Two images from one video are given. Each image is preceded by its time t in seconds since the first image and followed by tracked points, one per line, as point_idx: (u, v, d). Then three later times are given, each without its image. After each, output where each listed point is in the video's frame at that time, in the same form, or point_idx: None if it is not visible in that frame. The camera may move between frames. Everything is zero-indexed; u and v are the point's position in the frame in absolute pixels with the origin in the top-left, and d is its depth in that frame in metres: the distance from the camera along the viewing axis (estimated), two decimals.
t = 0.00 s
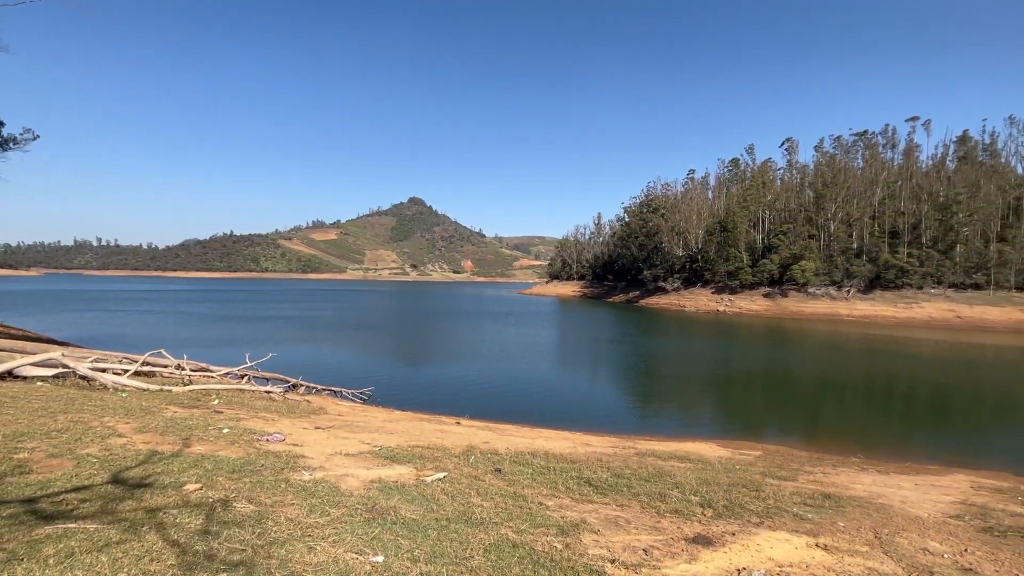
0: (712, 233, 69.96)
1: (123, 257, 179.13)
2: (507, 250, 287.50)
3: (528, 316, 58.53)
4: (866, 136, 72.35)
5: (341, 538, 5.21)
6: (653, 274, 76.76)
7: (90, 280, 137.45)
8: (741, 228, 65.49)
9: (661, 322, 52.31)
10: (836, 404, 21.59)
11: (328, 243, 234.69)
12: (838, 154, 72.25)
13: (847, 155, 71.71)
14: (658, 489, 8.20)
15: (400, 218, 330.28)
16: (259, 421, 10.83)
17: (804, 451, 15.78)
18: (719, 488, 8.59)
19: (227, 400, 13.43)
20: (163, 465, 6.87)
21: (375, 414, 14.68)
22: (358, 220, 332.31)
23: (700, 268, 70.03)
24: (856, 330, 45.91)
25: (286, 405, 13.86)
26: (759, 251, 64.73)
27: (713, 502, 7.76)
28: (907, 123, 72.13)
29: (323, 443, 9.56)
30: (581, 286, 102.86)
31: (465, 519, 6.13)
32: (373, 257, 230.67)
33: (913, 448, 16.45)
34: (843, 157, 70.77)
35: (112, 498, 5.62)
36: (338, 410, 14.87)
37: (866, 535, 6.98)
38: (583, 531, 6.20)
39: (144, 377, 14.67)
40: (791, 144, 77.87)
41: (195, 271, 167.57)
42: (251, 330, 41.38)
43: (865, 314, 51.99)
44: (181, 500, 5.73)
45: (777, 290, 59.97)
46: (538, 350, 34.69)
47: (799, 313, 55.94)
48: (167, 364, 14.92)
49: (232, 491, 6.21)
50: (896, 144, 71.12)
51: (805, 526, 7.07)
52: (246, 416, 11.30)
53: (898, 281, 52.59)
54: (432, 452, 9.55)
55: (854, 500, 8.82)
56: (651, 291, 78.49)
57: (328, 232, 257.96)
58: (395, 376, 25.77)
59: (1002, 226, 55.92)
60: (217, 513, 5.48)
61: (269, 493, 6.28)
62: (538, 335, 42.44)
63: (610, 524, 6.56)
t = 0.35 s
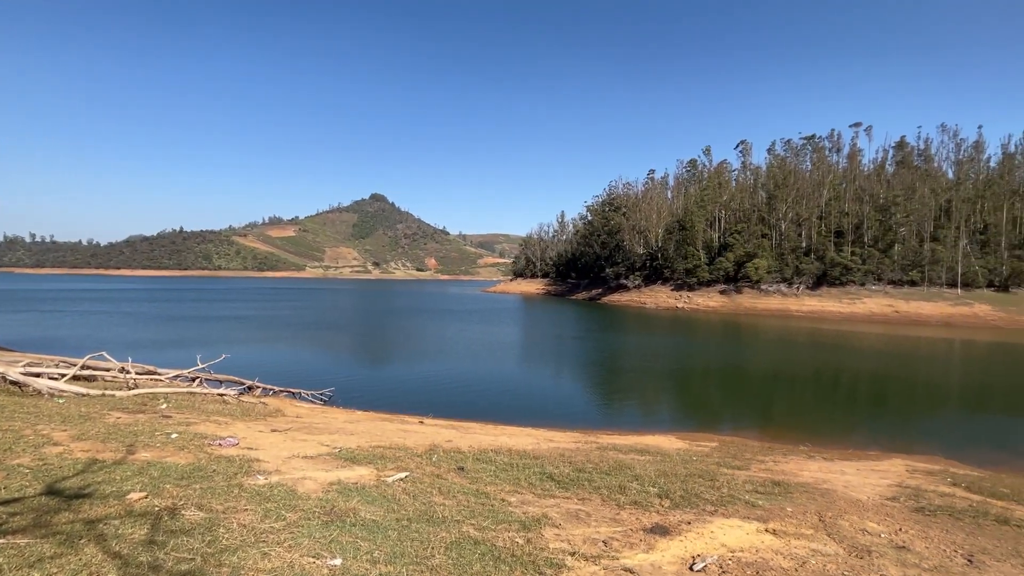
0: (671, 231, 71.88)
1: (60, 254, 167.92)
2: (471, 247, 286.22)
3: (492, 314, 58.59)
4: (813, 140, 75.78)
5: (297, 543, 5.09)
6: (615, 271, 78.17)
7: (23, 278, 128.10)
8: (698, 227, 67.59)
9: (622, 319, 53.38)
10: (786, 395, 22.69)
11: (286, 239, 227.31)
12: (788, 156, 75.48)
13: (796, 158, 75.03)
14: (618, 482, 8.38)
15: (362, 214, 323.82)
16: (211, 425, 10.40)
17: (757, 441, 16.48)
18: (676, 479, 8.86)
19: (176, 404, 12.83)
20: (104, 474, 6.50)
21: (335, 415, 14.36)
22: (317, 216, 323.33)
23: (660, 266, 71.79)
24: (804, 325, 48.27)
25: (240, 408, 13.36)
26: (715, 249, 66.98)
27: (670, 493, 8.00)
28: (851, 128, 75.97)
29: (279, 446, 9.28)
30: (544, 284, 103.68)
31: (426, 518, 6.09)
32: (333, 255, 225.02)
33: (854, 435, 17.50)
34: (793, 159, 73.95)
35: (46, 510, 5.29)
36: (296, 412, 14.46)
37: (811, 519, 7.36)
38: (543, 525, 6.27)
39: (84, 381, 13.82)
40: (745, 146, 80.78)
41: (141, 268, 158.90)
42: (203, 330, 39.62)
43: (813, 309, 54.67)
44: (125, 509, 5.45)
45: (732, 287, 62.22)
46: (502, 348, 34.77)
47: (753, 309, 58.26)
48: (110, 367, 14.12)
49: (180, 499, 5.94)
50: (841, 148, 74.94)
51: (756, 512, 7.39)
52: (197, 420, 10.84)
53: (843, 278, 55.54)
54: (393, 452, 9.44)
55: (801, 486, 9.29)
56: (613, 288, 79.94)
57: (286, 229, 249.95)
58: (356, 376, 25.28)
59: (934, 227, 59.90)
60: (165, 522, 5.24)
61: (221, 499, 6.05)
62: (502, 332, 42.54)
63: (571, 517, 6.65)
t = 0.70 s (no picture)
0: (630, 229, 73.36)
1: None
2: (433, 245, 283.27)
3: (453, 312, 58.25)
4: (763, 142, 78.85)
5: (246, 550, 4.90)
6: (576, 269, 79.13)
7: None
8: (656, 226, 69.32)
9: (583, 315, 54.17)
10: (738, 387, 23.67)
11: (239, 236, 218.16)
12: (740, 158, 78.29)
13: (748, 159, 77.91)
14: (577, 476, 8.52)
15: (319, 210, 314.72)
16: (154, 431, 9.87)
17: (711, 432, 17.08)
18: (634, 471, 9.09)
19: (115, 409, 12.13)
20: (32, 487, 6.06)
21: (289, 417, 13.91)
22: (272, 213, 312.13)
23: (620, 263, 73.17)
24: (755, 320, 50.41)
25: (187, 412, 12.76)
26: (672, 247, 68.91)
27: (627, 484, 8.20)
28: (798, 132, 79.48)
29: (229, 450, 8.93)
30: (507, 282, 103.89)
31: (384, 519, 6.00)
32: (289, 252, 217.76)
33: (800, 424, 18.46)
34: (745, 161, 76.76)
35: None
36: (248, 414, 13.96)
37: (759, 505, 7.71)
38: (503, 522, 6.29)
39: (11, 387, 12.87)
40: (700, 146, 83.19)
41: (78, 266, 148.81)
42: (147, 332, 37.52)
43: (763, 304, 57.11)
44: (55, 524, 5.09)
45: (688, 283, 64.15)
46: (463, 346, 34.58)
47: (708, 305, 60.31)
48: (40, 372, 13.21)
49: (118, 509, 5.62)
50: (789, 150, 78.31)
51: (708, 500, 7.68)
52: (136, 426, 10.24)
53: (790, 275, 58.26)
54: (351, 453, 9.26)
55: (749, 474, 9.72)
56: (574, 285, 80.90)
57: (238, 225, 239.90)
58: (314, 377, 24.63)
59: (873, 226, 63.67)
60: (100, 534, 4.95)
61: (164, 508, 5.75)
62: (464, 330, 42.31)
63: (531, 512, 6.72)
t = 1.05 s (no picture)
0: (590, 227, 74.42)
1: None
2: (393, 242, 278.51)
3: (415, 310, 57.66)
4: (717, 144, 81.44)
5: (190, 561, 4.70)
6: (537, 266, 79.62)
7: None
8: (615, 224, 70.63)
9: (545, 312, 54.61)
10: (693, 380, 24.47)
11: (186, 233, 207.69)
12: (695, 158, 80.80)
13: (702, 160, 80.46)
14: (536, 471, 8.59)
15: (273, 206, 303.61)
16: (89, 440, 9.29)
17: (667, 425, 17.58)
18: (592, 465, 9.26)
19: (45, 417, 11.32)
20: None
21: (240, 421, 13.37)
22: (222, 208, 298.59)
23: (580, 261, 74.15)
24: (709, 315, 52.21)
25: (127, 418, 12.05)
26: (631, 245, 70.42)
27: (586, 478, 8.34)
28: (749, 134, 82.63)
29: (173, 457, 8.51)
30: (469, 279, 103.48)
31: (339, 521, 5.88)
32: (241, 249, 209.08)
33: (751, 414, 19.26)
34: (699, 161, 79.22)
35: None
36: (195, 419, 13.33)
37: (710, 493, 8.01)
38: (461, 519, 6.28)
39: None
40: (657, 147, 85.26)
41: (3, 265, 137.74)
42: (84, 333, 35.20)
43: (717, 300, 59.20)
44: None
45: (646, 280, 65.70)
46: (425, 344, 34.22)
47: (665, 301, 62.00)
48: None
49: (47, 524, 5.26)
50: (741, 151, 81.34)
51: (663, 490, 7.92)
52: (69, 435, 9.59)
53: (742, 272, 60.65)
54: (306, 456, 8.99)
55: (702, 463, 10.08)
56: (536, 283, 81.40)
57: (185, 220, 228.23)
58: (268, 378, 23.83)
59: (817, 225, 67.08)
60: (27, 551, 4.64)
61: (98, 521, 5.43)
62: (426, 329, 41.90)
63: (489, 509, 6.73)
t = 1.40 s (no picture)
0: (552, 225, 75.07)
1: None
2: (353, 240, 272.27)
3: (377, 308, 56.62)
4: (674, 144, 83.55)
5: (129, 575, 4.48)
6: (500, 264, 79.65)
7: None
8: (577, 222, 71.51)
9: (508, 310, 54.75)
10: (652, 374, 25.11)
11: (129, 229, 196.33)
12: (653, 158, 82.73)
13: (660, 160, 82.47)
14: (497, 468, 8.61)
15: (225, 202, 291.23)
16: (18, 451, 8.67)
17: (627, 419, 17.96)
18: (553, 460, 9.36)
19: None
20: None
21: (188, 427, 12.78)
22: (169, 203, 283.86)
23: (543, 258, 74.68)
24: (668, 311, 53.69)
25: (63, 426, 11.32)
26: (592, 243, 71.48)
27: (546, 473, 8.43)
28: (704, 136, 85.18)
29: (113, 466, 8.05)
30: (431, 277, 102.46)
31: (292, 527, 5.72)
32: (191, 246, 199.51)
33: (706, 406, 19.94)
34: (658, 161, 81.12)
35: None
36: (139, 425, 12.66)
37: (665, 484, 8.25)
38: (420, 519, 6.22)
39: None
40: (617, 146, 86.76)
41: None
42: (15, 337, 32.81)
43: (675, 296, 60.94)
44: None
45: (607, 277, 66.83)
46: (387, 343, 33.68)
47: (625, 298, 63.29)
48: None
49: None
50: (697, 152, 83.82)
51: (620, 483, 8.10)
52: None
53: (699, 269, 62.65)
54: (259, 461, 8.69)
55: (659, 455, 10.37)
56: (499, 280, 81.47)
57: (128, 216, 215.63)
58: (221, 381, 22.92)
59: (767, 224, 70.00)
60: None
61: (26, 537, 5.07)
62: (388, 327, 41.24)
63: (448, 508, 6.70)
